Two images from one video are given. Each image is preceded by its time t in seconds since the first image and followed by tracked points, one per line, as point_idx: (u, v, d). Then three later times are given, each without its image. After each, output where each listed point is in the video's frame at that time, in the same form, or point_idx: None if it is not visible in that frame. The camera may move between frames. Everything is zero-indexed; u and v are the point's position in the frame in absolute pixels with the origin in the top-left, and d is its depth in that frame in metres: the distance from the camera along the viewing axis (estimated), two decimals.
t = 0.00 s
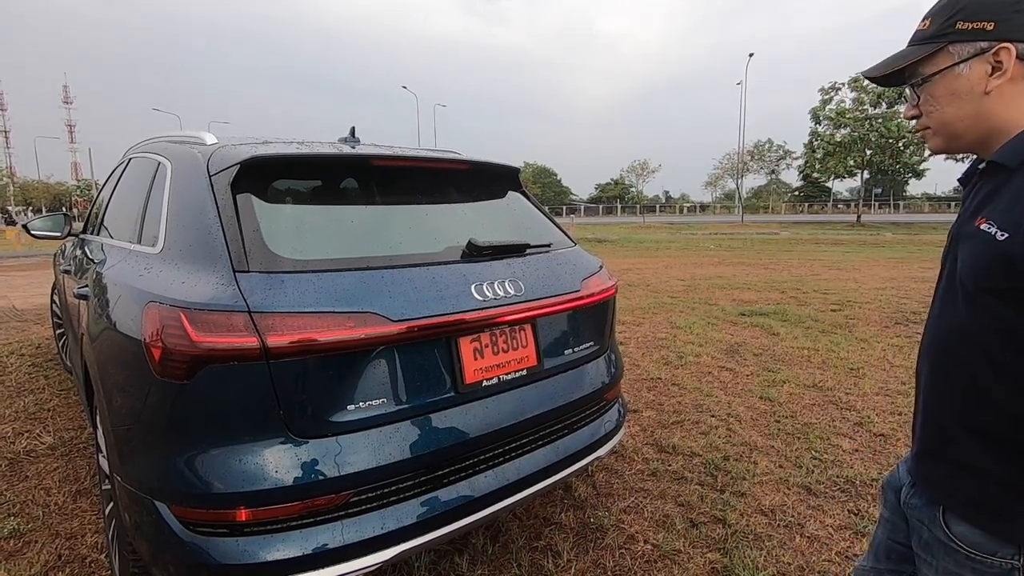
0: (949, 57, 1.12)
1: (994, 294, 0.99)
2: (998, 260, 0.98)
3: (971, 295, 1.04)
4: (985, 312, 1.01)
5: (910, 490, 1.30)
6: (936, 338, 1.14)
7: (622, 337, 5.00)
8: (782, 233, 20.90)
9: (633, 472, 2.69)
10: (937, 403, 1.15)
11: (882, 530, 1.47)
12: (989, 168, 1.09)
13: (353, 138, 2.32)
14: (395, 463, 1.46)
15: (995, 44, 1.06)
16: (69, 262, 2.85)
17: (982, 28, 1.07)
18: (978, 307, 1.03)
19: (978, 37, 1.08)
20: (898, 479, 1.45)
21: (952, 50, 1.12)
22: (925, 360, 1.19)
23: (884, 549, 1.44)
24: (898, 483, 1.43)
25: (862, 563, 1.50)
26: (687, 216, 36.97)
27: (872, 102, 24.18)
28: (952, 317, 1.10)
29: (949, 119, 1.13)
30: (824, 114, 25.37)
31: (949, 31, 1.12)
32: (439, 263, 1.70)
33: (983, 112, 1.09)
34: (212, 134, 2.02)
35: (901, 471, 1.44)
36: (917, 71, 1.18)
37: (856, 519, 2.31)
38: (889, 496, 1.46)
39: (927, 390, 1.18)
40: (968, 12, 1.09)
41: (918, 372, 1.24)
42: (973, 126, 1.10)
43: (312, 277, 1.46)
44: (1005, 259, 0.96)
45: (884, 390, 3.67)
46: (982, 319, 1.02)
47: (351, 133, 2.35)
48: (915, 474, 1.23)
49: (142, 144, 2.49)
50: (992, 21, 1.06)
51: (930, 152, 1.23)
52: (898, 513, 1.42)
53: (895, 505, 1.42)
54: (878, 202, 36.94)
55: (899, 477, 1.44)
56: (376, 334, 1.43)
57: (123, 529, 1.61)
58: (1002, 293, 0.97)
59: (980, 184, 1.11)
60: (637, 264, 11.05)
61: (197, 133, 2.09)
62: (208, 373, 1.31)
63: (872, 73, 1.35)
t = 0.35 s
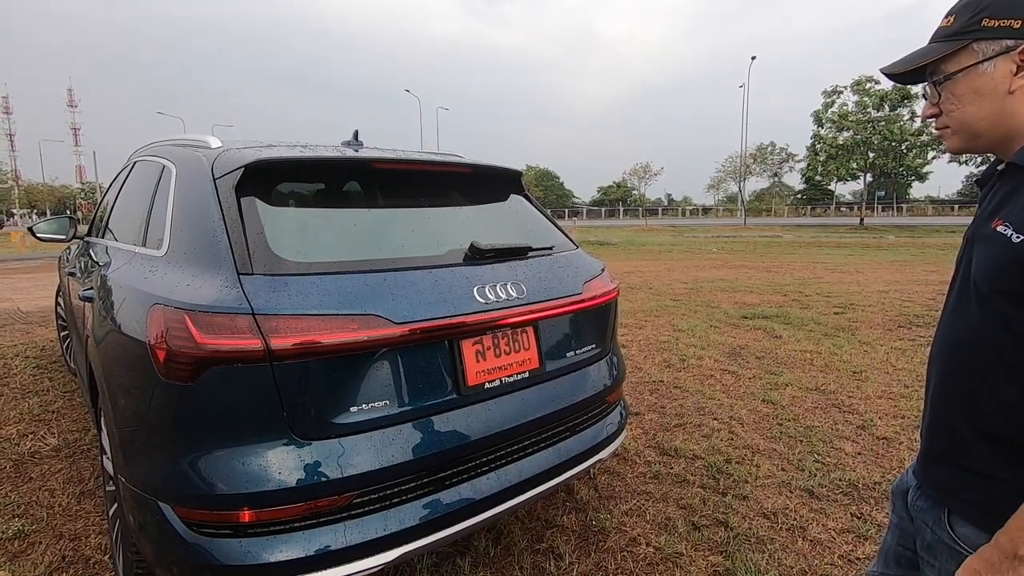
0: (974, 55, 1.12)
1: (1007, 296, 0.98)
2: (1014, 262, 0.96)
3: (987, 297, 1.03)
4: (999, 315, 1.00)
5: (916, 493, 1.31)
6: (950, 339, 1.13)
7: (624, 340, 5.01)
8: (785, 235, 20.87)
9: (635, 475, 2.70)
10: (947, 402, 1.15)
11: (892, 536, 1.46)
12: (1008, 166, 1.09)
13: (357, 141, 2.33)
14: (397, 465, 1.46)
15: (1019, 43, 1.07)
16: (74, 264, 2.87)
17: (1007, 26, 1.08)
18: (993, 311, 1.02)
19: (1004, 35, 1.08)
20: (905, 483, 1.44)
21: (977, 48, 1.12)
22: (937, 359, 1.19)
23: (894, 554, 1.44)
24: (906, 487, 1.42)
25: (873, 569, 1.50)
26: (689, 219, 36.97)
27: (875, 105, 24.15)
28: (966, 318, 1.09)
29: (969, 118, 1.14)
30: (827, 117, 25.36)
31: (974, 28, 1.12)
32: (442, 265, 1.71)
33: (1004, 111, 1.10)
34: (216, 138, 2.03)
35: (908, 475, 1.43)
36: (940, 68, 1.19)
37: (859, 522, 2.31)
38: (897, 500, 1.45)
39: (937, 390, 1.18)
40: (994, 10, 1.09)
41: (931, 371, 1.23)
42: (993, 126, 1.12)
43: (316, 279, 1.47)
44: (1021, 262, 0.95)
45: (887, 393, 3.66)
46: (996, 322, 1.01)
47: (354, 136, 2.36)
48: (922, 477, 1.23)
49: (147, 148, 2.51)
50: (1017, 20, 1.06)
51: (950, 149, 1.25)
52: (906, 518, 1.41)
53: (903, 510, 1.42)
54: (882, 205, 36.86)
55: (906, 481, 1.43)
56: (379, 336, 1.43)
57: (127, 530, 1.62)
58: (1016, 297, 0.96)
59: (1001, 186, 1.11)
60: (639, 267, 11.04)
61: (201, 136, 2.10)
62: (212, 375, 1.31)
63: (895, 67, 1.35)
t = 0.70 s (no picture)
0: (979, 58, 1.13)
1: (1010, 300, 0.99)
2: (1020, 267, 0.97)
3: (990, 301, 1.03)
4: (1002, 318, 1.01)
5: (914, 493, 1.31)
6: (951, 341, 1.14)
7: (624, 342, 5.01)
8: (786, 238, 20.86)
9: (635, 477, 2.70)
10: (947, 404, 1.16)
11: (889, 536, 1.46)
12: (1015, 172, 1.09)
13: (358, 143, 2.34)
14: (398, 466, 1.47)
15: None
16: (75, 265, 2.88)
17: (1012, 29, 1.08)
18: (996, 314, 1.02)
19: (1008, 39, 1.09)
20: (902, 483, 1.44)
21: (983, 52, 1.12)
22: (938, 360, 1.19)
23: (892, 555, 1.44)
24: (903, 486, 1.42)
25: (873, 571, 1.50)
26: (690, 222, 37.00)
27: (875, 108, 24.17)
28: (968, 320, 1.10)
29: (976, 121, 1.14)
30: (827, 120, 25.37)
31: (979, 32, 1.13)
32: (442, 267, 1.72)
33: (1011, 115, 1.10)
34: (218, 139, 2.04)
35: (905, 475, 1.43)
36: (947, 72, 1.19)
37: (860, 525, 2.30)
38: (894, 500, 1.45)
39: (938, 392, 1.18)
40: (999, 14, 1.10)
41: (930, 372, 1.24)
42: (1001, 129, 1.12)
43: (317, 280, 1.48)
44: None
45: (888, 396, 3.66)
46: (998, 325, 1.02)
47: (355, 138, 2.37)
48: (919, 478, 1.24)
49: (150, 149, 2.52)
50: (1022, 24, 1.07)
51: (957, 152, 1.25)
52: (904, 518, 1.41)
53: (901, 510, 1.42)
54: (882, 208, 36.85)
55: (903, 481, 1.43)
56: (380, 337, 1.44)
57: (128, 530, 1.62)
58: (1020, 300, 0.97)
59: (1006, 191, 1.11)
60: (640, 269, 11.04)
61: (203, 138, 2.11)
62: (214, 376, 1.32)
63: (902, 71, 1.36)
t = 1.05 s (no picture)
0: None
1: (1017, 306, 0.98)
2: None
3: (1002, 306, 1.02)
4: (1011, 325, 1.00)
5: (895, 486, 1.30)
6: (961, 342, 1.13)
7: (624, 343, 5.01)
8: (785, 239, 20.87)
9: (635, 477, 2.70)
10: (946, 403, 1.16)
11: (865, 526, 1.46)
12: None
13: (359, 143, 2.34)
14: (397, 466, 1.47)
15: None
16: (75, 265, 2.87)
17: None
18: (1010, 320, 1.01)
19: None
20: (884, 475, 1.44)
21: None
22: (943, 360, 1.19)
23: (866, 545, 1.45)
24: (884, 479, 1.43)
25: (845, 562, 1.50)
26: (689, 222, 37.02)
27: (874, 109, 24.19)
28: (981, 323, 1.09)
29: None
30: (827, 121, 25.39)
31: None
32: (442, 267, 1.72)
33: None
34: (218, 139, 2.04)
35: (888, 467, 1.43)
36: (1010, 67, 1.16)
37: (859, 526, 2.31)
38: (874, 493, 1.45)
39: (940, 392, 1.18)
40: None
41: (931, 369, 1.24)
42: None
43: (317, 281, 1.48)
44: None
45: (887, 397, 3.66)
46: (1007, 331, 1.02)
47: (355, 138, 2.37)
48: (908, 475, 1.24)
49: (150, 149, 2.52)
50: None
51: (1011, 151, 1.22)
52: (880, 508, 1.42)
53: (879, 501, 1.42)
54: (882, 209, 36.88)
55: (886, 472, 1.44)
56: (380, 337, 1.44)
57: (127, 530, 1.62)
58: None
59: None
60: (639, 270, 11.04)
61: (204, 138, 2.11)
62: (214, 376, 1.32)
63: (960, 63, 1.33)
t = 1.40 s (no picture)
0: (1008, 55, 1.10)
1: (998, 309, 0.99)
2: (1015, 278, 0.95)
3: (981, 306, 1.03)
4: (990, 326, 1.01)
5: (889, 484, 1.32)
6: (942, 341, 1.14)
7: (622, 343, 5.01)
8: (782, 239, 20.92)
9: (633, 477, 2.70)
10: (928, 401, 1.17)
11: (845, 510, 1.50)
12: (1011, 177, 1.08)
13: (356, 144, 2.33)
14: (396, 466, 1.47)
15: None
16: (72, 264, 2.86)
17: None
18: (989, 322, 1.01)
19: None
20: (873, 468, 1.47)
21: (1011, 46, 1.09)
22: (926, 358, 1.19)
23: (844, 528, 1.48)
24: (873, 470, 1.46)
25: (817, 542, 1.54)
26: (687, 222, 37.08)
27: (872, 109, 24.24)
28: (959, 322, 1.09)
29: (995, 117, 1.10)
30: (824, 121, 25.43)
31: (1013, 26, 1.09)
32: (441, 267, 1.72)
33: None
34: (216, 139, 2.03)
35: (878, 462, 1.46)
36: (973, 65, 1.16)
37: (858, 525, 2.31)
38: (863, 484, 1.48)
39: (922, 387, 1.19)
40: None
41: (915, 364, 1.24)
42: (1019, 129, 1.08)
43: (315, 281, 1.48)
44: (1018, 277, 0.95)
45: (885, 397, 3.67)
46: (985, 331, 1.02)
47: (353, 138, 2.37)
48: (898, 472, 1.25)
49: (147, 149, 2.51)
50: None
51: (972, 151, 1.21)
52: (867, 498, 1.45)
53: (866, 491, 1.46)
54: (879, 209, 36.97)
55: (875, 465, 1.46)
56: (379, 337, 1.44)
57: (125, 531, 1.62)
58: (1007, 310, 0.97)
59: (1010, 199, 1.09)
60: (638, 270, 11.05)
61: (201, 138, 2.11)
62: (211, 376, 1.32)
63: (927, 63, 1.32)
